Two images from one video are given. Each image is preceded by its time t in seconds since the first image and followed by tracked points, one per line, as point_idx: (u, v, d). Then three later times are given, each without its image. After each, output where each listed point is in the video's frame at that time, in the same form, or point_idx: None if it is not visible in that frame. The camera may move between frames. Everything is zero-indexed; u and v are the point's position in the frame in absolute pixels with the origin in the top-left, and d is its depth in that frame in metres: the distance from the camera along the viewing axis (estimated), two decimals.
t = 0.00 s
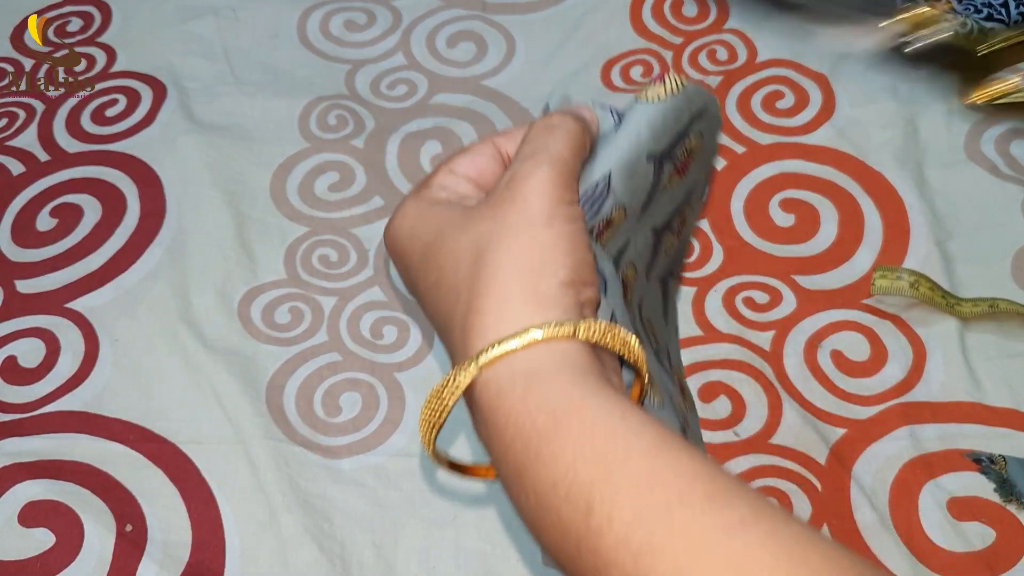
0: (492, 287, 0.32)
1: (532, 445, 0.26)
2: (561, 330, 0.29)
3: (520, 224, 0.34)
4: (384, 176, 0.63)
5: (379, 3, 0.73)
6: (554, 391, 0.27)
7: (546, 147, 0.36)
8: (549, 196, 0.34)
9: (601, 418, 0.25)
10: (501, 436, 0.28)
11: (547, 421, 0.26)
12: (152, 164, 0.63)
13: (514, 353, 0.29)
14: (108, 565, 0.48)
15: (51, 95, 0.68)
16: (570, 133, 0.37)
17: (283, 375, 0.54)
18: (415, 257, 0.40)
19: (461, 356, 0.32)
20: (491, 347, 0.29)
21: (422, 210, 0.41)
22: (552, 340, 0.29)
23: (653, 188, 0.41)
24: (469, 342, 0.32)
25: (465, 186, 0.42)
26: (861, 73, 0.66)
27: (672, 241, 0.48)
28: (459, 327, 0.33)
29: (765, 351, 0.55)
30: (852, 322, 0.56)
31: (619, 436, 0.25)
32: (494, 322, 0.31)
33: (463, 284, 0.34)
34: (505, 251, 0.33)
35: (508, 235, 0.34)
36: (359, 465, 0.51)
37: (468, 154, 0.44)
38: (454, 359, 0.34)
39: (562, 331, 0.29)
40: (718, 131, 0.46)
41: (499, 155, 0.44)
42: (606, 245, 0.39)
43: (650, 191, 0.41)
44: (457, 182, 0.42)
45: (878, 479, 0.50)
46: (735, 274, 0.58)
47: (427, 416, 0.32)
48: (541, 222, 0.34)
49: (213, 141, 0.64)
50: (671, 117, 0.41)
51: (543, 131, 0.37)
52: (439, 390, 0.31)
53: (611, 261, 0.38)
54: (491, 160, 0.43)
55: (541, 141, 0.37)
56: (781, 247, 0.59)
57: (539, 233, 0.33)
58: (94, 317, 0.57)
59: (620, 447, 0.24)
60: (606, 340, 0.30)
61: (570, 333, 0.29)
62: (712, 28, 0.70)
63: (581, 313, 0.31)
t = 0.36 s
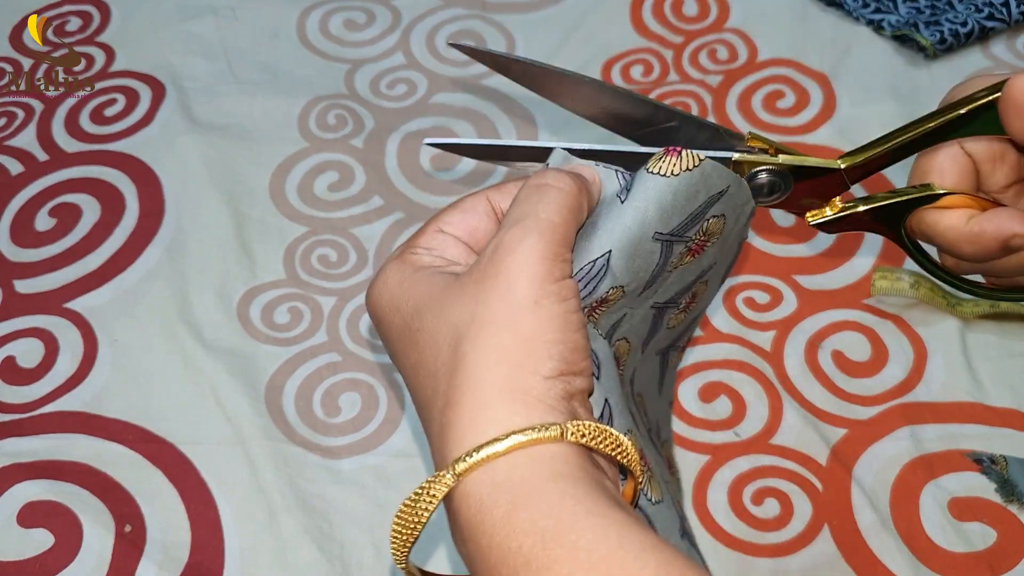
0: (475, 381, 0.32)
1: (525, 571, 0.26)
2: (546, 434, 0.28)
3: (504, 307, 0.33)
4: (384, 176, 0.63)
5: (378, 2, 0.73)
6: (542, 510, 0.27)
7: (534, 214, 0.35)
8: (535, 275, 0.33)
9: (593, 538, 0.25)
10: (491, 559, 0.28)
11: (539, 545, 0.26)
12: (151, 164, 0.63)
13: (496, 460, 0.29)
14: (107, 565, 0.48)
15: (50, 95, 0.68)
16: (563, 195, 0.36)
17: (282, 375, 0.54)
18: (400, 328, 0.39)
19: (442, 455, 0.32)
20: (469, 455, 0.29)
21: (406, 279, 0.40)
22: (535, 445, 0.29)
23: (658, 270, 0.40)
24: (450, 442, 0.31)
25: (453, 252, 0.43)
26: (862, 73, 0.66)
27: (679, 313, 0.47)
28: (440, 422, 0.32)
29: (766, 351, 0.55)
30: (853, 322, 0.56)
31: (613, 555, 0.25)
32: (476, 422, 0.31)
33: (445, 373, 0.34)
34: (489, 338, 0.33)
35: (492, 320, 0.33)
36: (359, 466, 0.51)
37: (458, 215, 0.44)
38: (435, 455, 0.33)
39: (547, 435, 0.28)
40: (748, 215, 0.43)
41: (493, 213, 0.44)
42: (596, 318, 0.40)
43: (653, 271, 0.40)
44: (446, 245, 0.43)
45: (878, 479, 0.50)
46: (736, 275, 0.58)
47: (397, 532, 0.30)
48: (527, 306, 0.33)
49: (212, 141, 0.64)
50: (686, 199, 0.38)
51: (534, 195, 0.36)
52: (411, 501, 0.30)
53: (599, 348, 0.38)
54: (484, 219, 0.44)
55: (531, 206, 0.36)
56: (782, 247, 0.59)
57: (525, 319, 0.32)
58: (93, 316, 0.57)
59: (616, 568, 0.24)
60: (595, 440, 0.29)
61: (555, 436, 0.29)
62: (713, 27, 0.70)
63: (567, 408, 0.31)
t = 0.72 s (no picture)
0: (483, 361, 0.32)
1: (529, 555, 0.26)
2: (556, 416, 0.28)
3: (513, 287, 0.33)
4: (384, 175, 0.63)
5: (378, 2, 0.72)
6: (550, 493, 0.27)
7: (544, 194, 0.35)
8: (545, 257, 0.33)
9: (599, 523, 0.25)
10: (494, 541, 0.28)
11: (546, 529, 0.26)
12: (150, 163, 0.63)
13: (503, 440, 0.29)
14: (106, 566, 0.48)
15: (49, 95, 0.67)
16: (573, 174, 0.36)
17: (281, 375, 0.54)
18: (398, 305, 0.39)
19: (445, 434, 0.32)
20: (477, 432, 0.29)
21: (405, 255, 0.40)
22: (545, 427, 0.29)
23: (660, 267, 0.40)
24: (454, 419, 0.31)
25: (451, 228, 0.43)
26: (863, 73, 0.66)
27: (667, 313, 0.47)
28: (444, 400, 0.32)
29: (766, 351, 0.55)
30: (854, 322, 0.55)
31: (620, 542, 0.24)
32: (482, 401, 0.30)
33: (449, 351, 0.34)
34: (497, 318, 0.33)
35: (500, 300, 0.33)
36: (359, 466, 0.51)
37: (456, 191, 0.44)
38: (436, 434, 0.33)
39: (557, 417, 0.28)
40: (756, 225, 0.43)
41: (494, 194, 0.44)
42: (595, 308, 0.40)
43: (655, 269, 0.40)
44: (444, 221, 0.43)
45: (880, 480, 0.50)
46: (737, 275, 0.58)
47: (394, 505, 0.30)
48: (537, 287, 0.33)
49: (211, 140, 0.64)
50: (694, 198, 0.38)
51: (543, 174, 0.36)
52: (411, 474, 0.30)
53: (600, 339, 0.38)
54: (485, 199, 0.44)
55: (540, 185, 0.36)
56: (783, 247, 0.59)
57: (535, 300, 0.33)
58: (91, 317, 0.57)
59: (623, 555, 0.24)
60: (604, 426, 0.30)
61: (565, 419, 0.29)
62: (714, 25, 0.69)
63: (575, 392, 0.31)
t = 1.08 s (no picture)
0: (488, 358, 0.32)
1: (540, 550, 0.26)
2: (564, 412, 0.29)
3: (516, 283, 0.33)
4: (384, 176, 0.63)
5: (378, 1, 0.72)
6: (560, 488, 0.27)
7: (542, 192, 0.35)
8: (547, 253, 0.34)
9: (610, 518, 0.25)
10: (502, 537, 0.27)
11: (558, 524, 0.26)
12: (149, 163, 0.63)
13: (511, 437, 0.29)
14: (106, 566, 0.48)
15: (49, 95, 0.67)
16: (562, 168, 0.37)
17: (282, 375, 0.54)
18: (397, 305, 0.39)
19: (451, 434, 0.32)
20: (485, 430, 0.29)
21: (403, 256, 0.40)
22: (553, 423, 0.29)
23: (656, 267, 0.40)
24: (460, 419, 0.31)
25: (446, 229, 0.43)
26: (864, 72, 0.65)
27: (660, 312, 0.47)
28: (449, 399, 0.32)
29: (767, 351, 0.54)
30: (854, 323, 0.55)
31: (631, 537, 0.24)
32: (488, 398, 0.30)
33: (453, 350, 0.33)
34: (501, 314, 0.33)
35: (503, 296, 0.33)
36: (359, 466, 0.51)
37: (448, 192, 0.44)
38: (442, 436, 0.33)
39: (566, 413, 0.29)
40: (754, 227, 0.43)
41: (482, 193, 0.44)
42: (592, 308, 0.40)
43: (651, 268, 0.40)
44: (439, 223, 0.43)
45: (880, 479, 0.50)
46: (737, 275, 0.58)
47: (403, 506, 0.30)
48: (540, 283, 0.33)
49: (211, 141, 0.64)
50: (686, 198, 0.38)
51: (535, 171, 0.37)
52: (419, 475, 0.30)
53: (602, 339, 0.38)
54: (473, 198, 0.44)
55: (536, 182, 0.36)
56: (783, 246, 0.59)
57: (539, 296, 0.33)
58: (91, 317, 0.57)
59: (634, 549, 0.24)
60: (611, 421, 0.30)
61: (572, 415, 0.29)
62: (714, 25, 0.69)
63: (580, 387, 0.31)
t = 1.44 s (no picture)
0: (491, 353, 0.32)
1: (540, 546, 0.26)
2: (567, 410, 0.29)
3: (521, 282, 0.33)
4: (384, 176, 0.63)
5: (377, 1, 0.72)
6: (560, 485, 0.27)
7: (554, 195, 0.36)
8: (553, 254, 0.34)
9: (610, 517, 0.25)
10: (501, 532, 0.27)
11: (558, 520, 0.26)
12: (149, 163, 0.63)
13: (512, 433, 0.29)
14: (105, 566, 0.48)
15: (48, 95, 0.67)
16: (575, 175, 0.37)
17: (282, 375, 0.54)
18: (397, 300, 0.39)
19: (448, 429, 0.32)
20: (487, 426, 0.29)
21: (405, 252, 0.40)
22: (555, 420, 0.29)
23: (655, 273, 0.40)
24: (460, 413, 0.31)
25: (448, 227, 0.43)
26: (864, 72, 0.65)
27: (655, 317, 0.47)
28: (449, 393, 0.32)
29: (767, 352, 0.54)
30: (854, 323, 0.55)
31: (633, 535, 0.24)
32: (490, 393, 0.30)
33: (453, 345, 0.33)
34: (504, 312, 0.33)
35: (507, 294, 0.33)
36: (359, 466, 0.51)
37: (452, 190, 0.44)
38: (440, 429, 0.33)
39: (568, 411, 0.29)
40: (750, 237, 0.43)
41: (486, 194, 0.44)
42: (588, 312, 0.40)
43: (649, 275, 0.40)
44: (441, 221, 0.43)
45: (880, 479, 0.50)
46: (736, 275, 0.58)
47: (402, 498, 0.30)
48: (545, 282, 0.33)
49: (211, 141, 0.63)
50: (687, 206, 0.38)
51: (550, 174, 0.37)
52: (420, 468, 0.30)
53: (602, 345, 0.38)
54: (477, 199, 0.44)
55: (545, 185, 0.36)
56: (783, 246, 0.59)
57: (544, 296, 0.33)
58: (91, 317, 0.57)
59: (636, 547, 0.24)
60: (612, 420, 0.30)
61: (574, 413, 0.29)
62: (714, 25, 0.69)
63: (581, 386, 0.31)
